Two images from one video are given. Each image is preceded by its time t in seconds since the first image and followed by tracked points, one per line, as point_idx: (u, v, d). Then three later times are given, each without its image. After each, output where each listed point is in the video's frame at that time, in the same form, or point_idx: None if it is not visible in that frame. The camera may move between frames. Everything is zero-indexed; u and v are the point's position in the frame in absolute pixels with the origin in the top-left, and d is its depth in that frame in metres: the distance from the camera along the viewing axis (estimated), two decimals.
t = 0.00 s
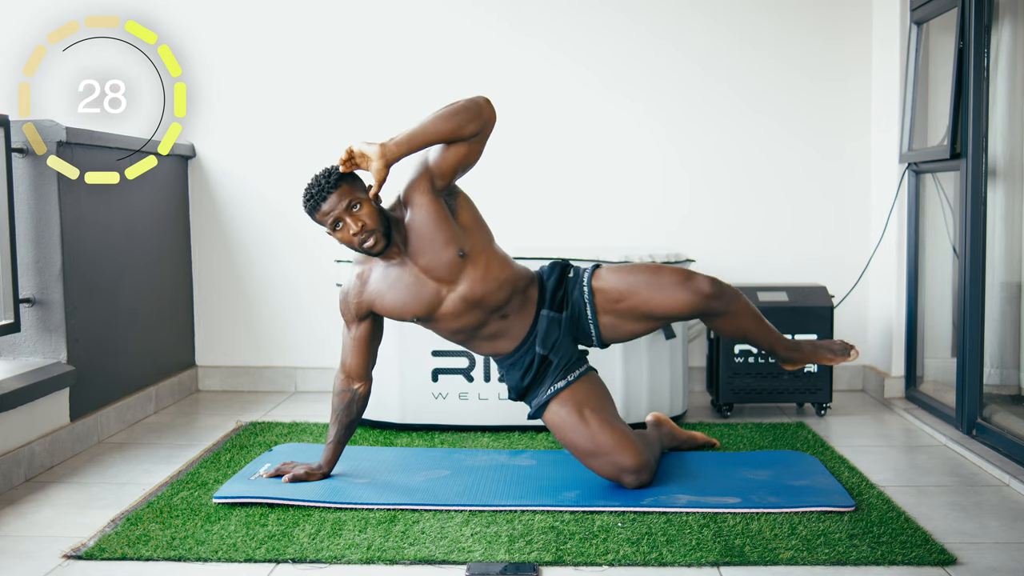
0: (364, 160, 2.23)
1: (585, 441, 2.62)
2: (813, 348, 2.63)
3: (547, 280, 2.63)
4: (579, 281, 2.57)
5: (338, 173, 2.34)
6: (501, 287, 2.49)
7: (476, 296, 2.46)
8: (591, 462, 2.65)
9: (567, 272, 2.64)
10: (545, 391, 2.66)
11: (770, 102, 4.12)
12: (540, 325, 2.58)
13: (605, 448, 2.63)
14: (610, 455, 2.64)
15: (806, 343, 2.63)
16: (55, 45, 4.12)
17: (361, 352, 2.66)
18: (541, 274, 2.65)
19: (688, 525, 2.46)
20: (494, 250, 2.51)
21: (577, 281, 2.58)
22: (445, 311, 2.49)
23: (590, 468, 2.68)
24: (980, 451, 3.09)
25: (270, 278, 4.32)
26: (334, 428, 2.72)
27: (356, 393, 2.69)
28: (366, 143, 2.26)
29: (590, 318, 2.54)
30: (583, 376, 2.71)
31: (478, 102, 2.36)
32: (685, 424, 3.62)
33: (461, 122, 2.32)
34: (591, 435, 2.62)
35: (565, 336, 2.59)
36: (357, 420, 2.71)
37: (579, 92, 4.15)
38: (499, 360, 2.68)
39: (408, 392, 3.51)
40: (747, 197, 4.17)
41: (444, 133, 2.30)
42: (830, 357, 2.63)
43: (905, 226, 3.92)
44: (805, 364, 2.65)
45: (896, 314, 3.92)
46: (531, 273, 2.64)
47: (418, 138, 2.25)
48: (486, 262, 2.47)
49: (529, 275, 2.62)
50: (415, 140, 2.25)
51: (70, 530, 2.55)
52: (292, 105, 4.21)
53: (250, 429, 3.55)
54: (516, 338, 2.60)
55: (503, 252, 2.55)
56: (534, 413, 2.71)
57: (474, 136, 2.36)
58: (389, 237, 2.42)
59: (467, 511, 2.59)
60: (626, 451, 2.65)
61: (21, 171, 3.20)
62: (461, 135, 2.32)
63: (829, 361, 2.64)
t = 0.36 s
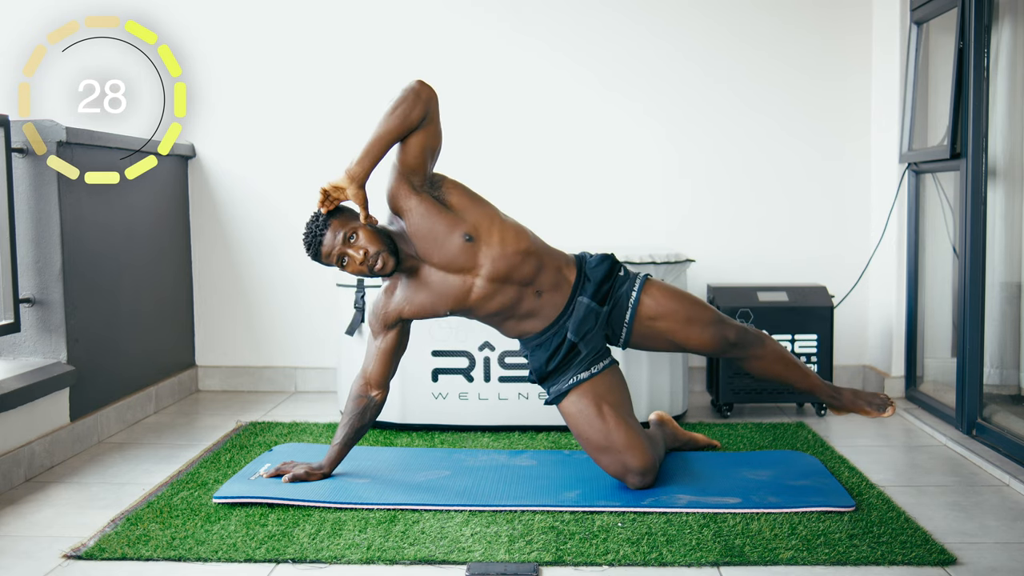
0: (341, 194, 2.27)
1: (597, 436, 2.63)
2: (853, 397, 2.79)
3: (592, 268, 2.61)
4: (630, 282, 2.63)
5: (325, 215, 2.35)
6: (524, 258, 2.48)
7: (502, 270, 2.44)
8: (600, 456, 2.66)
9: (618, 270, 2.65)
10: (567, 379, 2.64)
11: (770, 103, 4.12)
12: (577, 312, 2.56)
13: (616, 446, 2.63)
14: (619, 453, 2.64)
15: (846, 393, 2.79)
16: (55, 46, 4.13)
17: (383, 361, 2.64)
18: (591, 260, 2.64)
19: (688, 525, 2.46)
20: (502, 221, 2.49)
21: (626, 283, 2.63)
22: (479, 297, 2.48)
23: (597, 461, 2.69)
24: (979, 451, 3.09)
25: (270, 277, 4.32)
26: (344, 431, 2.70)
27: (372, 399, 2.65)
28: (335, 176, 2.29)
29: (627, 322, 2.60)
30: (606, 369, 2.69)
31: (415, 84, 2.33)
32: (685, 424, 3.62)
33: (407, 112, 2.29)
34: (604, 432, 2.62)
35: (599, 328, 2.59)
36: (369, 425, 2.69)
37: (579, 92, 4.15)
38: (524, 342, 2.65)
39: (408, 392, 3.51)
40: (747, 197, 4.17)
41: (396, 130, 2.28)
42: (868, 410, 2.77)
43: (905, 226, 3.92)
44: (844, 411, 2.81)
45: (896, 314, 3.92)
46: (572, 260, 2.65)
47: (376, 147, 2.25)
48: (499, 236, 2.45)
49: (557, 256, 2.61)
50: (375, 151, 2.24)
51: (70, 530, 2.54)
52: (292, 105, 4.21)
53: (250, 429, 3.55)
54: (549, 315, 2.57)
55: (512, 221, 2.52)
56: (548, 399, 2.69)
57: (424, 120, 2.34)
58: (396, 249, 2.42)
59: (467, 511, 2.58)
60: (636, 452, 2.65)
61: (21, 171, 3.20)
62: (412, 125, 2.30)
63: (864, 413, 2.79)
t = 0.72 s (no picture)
0: (344, 203, 2.27)
1: (598, 434, 2.63)
2: (856, 409, 2.77)
3: (602, 267, 2.62)
4: (641, 283, 2.64)
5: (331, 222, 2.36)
6: (532, 255, 2.47)
7: (512, 268, 2.44)
8: (601, 455, 2.67)
9: (626, 270, 2.66)
10: (573, 376, 2.64)
11: (770, 103, 4.12)
12: (587, 309, 2.56)
13: (618, 446, 2.64)
14: (621, 453, 2.65)
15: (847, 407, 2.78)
16: (55, 46, 4.13)
17: (389, 365, 2.63)
18: (602, 260, 2.64)
19: (688, 525, 2.46)
20: (507, 220, 2.48)
21: (635, 284, 2.63)
22: (491, 296, 2.47)
23: (599, 460, 2.69)
24: (979, 451, 3.09)
25: (270, 277, 4.32)
26: (347, 432, 2.70)
27: (376, 402, 2.65)
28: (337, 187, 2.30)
29: (635, 322, 2.60)
30: (612, 368, 2.70)
31: (414, 90, 2.33)
32: (685, 424, 3.62)
33: (407, 118, 2.29)
34: (607, 431, 2.63)
35: (607, 326, 2.59)
36: (372, 427, 2.69)
37: (579, 92, 4.15)
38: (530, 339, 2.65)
39: (408, 392, 3.51)
40: (746, 197, 4.17)
41: (398, 136, 2.27)
42: (869, 424, 2.76)
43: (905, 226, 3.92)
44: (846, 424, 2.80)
45: (896, 314, 3.92)
46: (582, 258, 2.65)
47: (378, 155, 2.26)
48: (507, 235, 2.44)
49: (564, 253, 2.60)
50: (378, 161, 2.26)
51: (70, 530, 2.54)
52: (293, 105, 4.21)
53: (250, 429, 3.55)
54: (559, 310, 2.57)
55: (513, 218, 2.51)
56: (554, 395, 2.69)
57: (425, 124, 2.33)
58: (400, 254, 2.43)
59: (467, 511, 2.58)
60: (638, 453, 2.65)
61: (21, 171, 3.20)
62: (413, 130, 2.29)
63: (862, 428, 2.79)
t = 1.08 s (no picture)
0: (358, 166, 2.22)
1: (592, 439, 2.63)
2: (832, 384, 2.74)
3: (569, 275, 2.61)
4: (608, 281, 2.60)
5: (335, 184, 2.33)
6: (513, 273, 2.49)
7: (489, 284, 2.46)
8: (597, 460, 2.66)
9: (592, 270, 2.63)
10: (555, 386, 2.64)
11: (770, 103, 4.12)
12: (561, 319, 2.55)
13: (612, 447, 2.63)
14: (616, 454, 2.64)
15: (824, 381, 2.74)
16: (55, 46, 4.14)
17: (368, 354, 2.64)
18: (566, 268, 2.63)
19: (688, 525, 2.46)
20: (500, 237, 2.51)
21: (601, 284, 2.59)
22: (463, 306, 2.49)
23: (594, 466, 2.68)
24: (979, 451, 3.09)
25: (270, 277, 4.32)
26: (337, 429, 2.71)
27: (361, 394, 2.66)
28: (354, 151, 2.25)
29: (610, 322, 2.57)
30: (594, 373, 2.69)
31: (460, 89, 2.38)
32: (685, 424, 3.62)
33: (446, 110, 2.33)
34: (600, 434, 2.62)
35: (583, 332, 2.58)
36: (360, 422, 2.70)
37: (579, 92, 4.15)
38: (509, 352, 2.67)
39: (408, 392, 3.51)
40: (746, 197, 4.17)
41: (432, 124, 2.31)
42: (846, 394, 2.73)
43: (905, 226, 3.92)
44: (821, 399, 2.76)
45: (896, 314, 3.92)
46: (551, 267, 2.63)
47: (406, 131, 2.24)
48: (495, 250, 2.47)
49: (542, 267, 2.61)
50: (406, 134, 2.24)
51: (70, 530, 2.54)
52: (293, 105, 4.21)
53: (250, 429, 3.55)
54: (532, 329, 2.58)
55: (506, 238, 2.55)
56: (542, 407, 2.69)
57: (459, 122, 2.38)
58: (390, 239, 2.42)
59: (467, 511, 2.59)
60: (633, 450, 2.66)
61: (21, 171, 3.20)
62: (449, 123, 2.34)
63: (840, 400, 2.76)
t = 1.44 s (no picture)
0: (404, 155, 2.26)
1: (577, 448, 2.62)
2: (744, 272, 2.65)
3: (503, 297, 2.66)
4: (530, 283, 2.59)
5: (369, 159, 2.36)
6: (483, 315, 2.53)
7: (454, 320, 2.48)
8: (587, 467, 2.65)
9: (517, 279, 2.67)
10: (530, 402, 2.64)
11: (770, 103, 4.12)
12: (515, 337, 2.60)
13: (598, 452, 2.62)
14: (604, 457, 2.63)
15: (736, 269, 2.65)
16: (55, 46, 4.14)
17: (349, 349, 2.66)
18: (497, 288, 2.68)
19: (688, 525, 2.46)
20: (482, 279, 2.54)
21: (528, 284, 2.60)
22: (421, 327, 2.50)
23: (586, 472, 2.68)
24: (980, 451, 3.10)
25: (270, 277, 4.32)
26: (329, 428, 2.72)
27: (347, 390, 2.68)
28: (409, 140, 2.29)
29: (553, 310, 2.56)
30: (569, 381, 2.70)
31: (528, 148, 2.40)
32: (685, 424, 3.62)
33: (501, 159, 2.35)
34: (583, 441, 2.61)
35: (538, 340, 2.60)
36: (350, 418, 2.72)
37: (579, 92, 4.15)
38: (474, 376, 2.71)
39: (408, 392, 3.51)
40: (747, 197, 4.17)
41: (484, 162, 2.34)
42: (762, 274, 2.66)
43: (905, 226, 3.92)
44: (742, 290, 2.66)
45: (896, 314, 3.92)
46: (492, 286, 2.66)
47: (459, 154, 2.30)
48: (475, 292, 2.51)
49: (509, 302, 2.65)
50: (457, 157, 2.29)
51: (70, 531, 2.54)
52: (293, 105, 4.21)
53: (250, 429, 3.55)
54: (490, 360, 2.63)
55: (488, 283, 2.60)
56: (524, 425, 2.69)
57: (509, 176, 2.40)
58: (392, 236, 2.43)
59: (467, 511, 2.59)
60: (620, 450, 2.65)
61: (21, 171, 3.20)
62: (499, 169, 2.36)
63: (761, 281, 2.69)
